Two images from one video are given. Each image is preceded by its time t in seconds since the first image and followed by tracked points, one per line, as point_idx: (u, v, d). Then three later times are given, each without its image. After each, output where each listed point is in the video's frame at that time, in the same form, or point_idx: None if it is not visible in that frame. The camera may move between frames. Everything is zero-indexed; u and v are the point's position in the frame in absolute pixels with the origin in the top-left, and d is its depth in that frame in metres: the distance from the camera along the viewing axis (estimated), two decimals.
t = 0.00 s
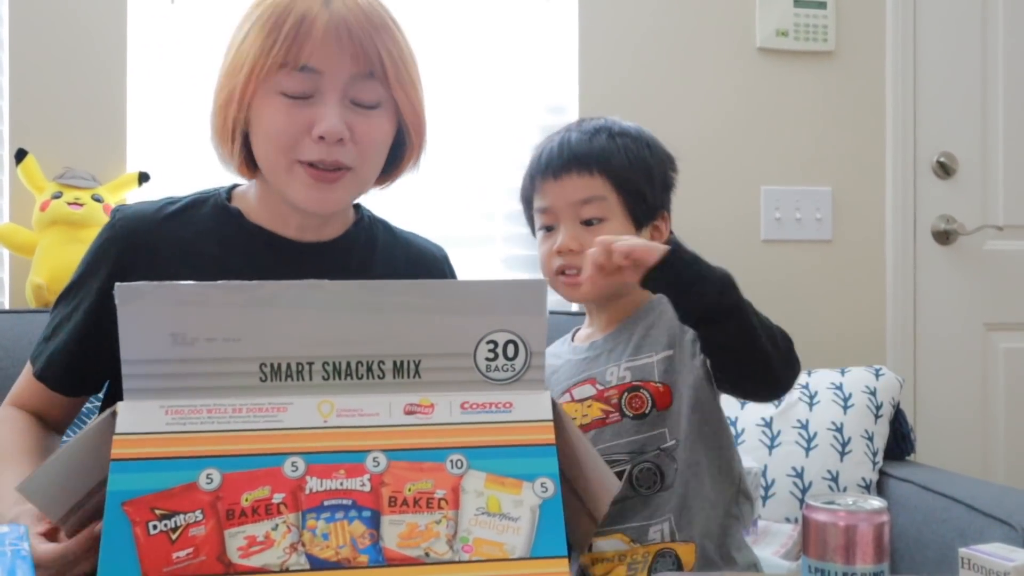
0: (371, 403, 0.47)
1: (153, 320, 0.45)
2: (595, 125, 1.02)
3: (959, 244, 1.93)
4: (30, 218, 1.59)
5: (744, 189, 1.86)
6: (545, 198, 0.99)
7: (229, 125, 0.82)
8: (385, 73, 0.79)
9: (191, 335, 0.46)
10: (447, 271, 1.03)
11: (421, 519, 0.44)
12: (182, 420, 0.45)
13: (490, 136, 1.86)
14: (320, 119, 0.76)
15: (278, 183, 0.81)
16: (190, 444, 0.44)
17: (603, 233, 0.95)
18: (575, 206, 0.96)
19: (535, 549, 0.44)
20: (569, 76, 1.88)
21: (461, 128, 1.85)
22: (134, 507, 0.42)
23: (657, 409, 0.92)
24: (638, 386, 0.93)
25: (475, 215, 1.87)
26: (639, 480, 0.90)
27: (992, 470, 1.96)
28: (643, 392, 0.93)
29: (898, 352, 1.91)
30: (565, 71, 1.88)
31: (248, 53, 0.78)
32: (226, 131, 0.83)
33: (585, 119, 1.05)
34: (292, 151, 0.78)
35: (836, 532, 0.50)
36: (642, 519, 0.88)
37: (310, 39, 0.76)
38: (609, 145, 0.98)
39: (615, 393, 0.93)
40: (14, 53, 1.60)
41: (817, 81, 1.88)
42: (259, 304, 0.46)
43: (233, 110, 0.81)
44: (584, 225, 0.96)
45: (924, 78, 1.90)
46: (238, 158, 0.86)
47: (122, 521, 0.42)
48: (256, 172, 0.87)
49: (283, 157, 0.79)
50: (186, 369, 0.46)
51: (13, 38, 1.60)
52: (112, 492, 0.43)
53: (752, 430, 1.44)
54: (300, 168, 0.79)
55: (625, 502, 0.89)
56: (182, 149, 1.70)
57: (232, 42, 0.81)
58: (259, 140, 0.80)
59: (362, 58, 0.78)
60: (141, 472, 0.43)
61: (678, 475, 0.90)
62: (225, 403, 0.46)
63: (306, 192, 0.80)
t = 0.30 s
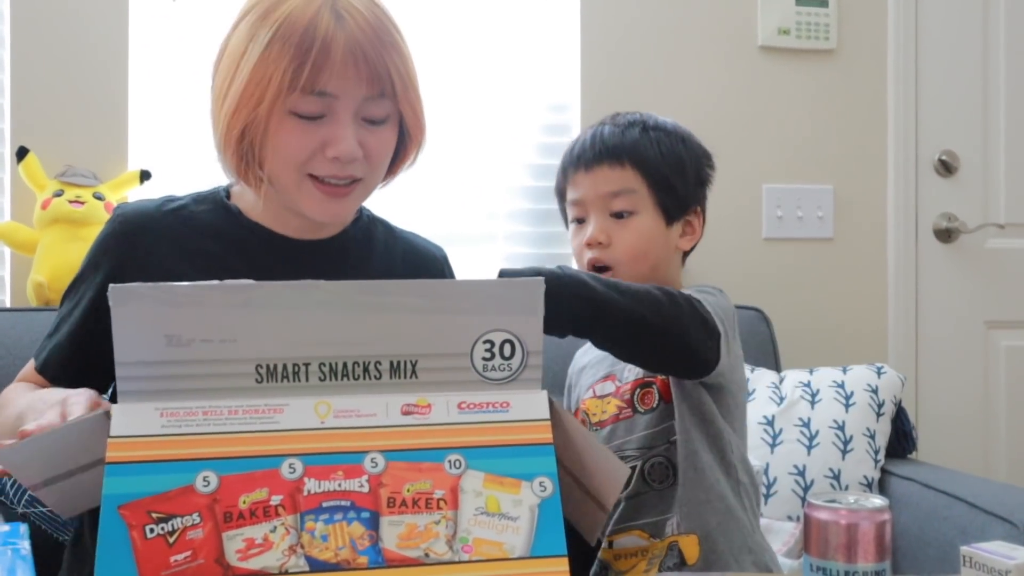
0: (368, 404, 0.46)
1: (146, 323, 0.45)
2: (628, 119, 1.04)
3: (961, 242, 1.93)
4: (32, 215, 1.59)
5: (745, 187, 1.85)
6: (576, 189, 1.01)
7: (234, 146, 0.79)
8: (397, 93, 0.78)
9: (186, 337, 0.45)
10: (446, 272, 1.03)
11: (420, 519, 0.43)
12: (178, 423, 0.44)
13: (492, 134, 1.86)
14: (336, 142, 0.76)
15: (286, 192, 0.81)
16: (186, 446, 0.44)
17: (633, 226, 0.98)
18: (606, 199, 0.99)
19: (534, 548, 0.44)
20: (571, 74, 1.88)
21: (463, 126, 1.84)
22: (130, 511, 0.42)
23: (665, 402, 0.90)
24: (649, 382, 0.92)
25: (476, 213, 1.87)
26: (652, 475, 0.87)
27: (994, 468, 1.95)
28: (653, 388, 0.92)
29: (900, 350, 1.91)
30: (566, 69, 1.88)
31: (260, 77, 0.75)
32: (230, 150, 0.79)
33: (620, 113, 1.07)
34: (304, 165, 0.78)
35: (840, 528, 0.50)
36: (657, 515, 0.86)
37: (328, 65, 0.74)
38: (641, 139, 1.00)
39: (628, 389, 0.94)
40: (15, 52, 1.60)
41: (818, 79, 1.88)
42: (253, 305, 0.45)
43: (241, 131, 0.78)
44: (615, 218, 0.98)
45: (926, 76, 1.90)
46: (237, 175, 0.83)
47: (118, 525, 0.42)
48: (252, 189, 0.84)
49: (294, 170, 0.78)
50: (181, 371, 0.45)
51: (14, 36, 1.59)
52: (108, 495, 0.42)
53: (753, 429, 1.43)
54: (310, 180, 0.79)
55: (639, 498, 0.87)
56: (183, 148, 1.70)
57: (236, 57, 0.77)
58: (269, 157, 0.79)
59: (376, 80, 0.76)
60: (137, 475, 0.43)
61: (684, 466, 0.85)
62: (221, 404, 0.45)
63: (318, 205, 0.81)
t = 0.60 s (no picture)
0: (370, 405, 0.46)
1: (149, 323, 0.45)
2: (662, 114, 1.00)
3: (961, 240, 1.93)
4: (31, 213, 1.59)
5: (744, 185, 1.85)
6: (607, 186, 0.97)
7: (228, 149, 0.79)
8: (390, 95, 0.79)
9: (189, 337, 0.45)
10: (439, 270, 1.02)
11: (422, 521, 0.43)
12: (180, 423, 0.44)
13: (490, 132, 1.86)
14: (330, 145, 0.76)
15: (279, 193, 0.81)
16: (189, 446, 0.44)
17: (662, 221, 0.94)
18: (635, 194, 0.95)
19: (535, 549, 0.44)
20: (570, 72, 1.88)
21: (461, 124, 1.84)
22: (133, 511, 0.42)
23: (684, 407, 0.89)
24: (673, 385, 0.91)
25: (475, 211, 1.87)
26: (663, 479, 0.88)
27: (993, 466, 1.95)
28: (676, 390, 0.90)
29: (899, 348, 1.91)
30: (565, 67, 1.88)
31: (254, 81, 0.75)
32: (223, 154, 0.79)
33: (656, 108, 1.03)
34: (298, 168, 0.78)
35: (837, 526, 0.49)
36: (663, 518, 0.87)
37: (321, 69, 0.75)
38: (671, 133, 0.95)
39: (654, 389, 0.93)
40: (13, 49, 1.59)
41: (817, 78, 1.88)
42: (256, 305, 0.46)
43: (234, 135, 0.77)
44: (645, 213, 0.95)
45: (924, 74, 1.90)
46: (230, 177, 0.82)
47: (121, 525, 0.42)
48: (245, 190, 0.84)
49: (289, 172, 0.79)
50: (179, 373, 0.46)
51: (12, 34, 1.59)
52: (112, 495, 0.42)
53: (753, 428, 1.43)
54: (304, 182, 0.79)
55: (648, 500, 0.88)
56: (181, 146, 1.70)
57: (228, 60, 0.76)
58: (262, 159, 0.79)
59: (366, 82, 0.77)
60: (140, 475, 0.43)
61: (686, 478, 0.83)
62: (224, 405, 0.45)
63: (311, 206, 0.81)
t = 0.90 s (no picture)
0: (372, 405, 0.46)
1: (152, 323, 0.45)
2: (706, 111, 0.96)
3: (962, 240, 1.93)
4: (32, 213, 1.59)
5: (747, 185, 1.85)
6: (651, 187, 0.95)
7: (218, 147, 0.79)
8: (379, 93, 0.79)
9: (190, 338, 0.46)
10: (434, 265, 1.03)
11: (424, 522, 0.43)
12: (181, 424, 0.45)
13: (492, 132, 1.86)
14: (321, 143, 0.77)
15: (271, 190, 0.82)
16: (191, 448, 0.44)
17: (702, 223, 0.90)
18: (675, 195, 0.92)
19: (536, 551, 0.44)
20: (572, 72, 1.88)
21: (463, 124, 1.84)
22: (134, 512, 0.42)
23: (728, 412, 0.86)
24: (718, 389, 0.88)
25: (477, 211, 1.87)
26: (698, 484, 0.86)
27: (995, 465, 1.95)
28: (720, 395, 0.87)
29: (900, 348, 1.91)
30: (566, 66, 1.87)
31: (243, 81, 0.75)
32: (213, 152, 0.79)
33: (702, 105, 0.99)
34: (289, 166, 0.79)
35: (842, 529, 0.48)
36: (693, 525, 0.86)
37: (310, 68, 0.75)
38: (713, 130, 0.92)
39: (698, 392, 0.89)
40: (14, 49, 1.59)
41: (818, 78, 1.88)
42: (259, 308, 0.46)
43: (224, 134, 0.77)
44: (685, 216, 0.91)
45: (926, 74, 1.90)
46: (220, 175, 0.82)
47: (121, 527, 0.42)
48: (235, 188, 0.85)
49: (280, 170, 0.79)
50: (180, 372, 0.46)
51: (14, 34, 1.59)
52: (113, 497, 0.42)
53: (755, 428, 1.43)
54: (295, 179, 0.80)
55: (680, 503, 0.87)
56: (183, 146, 1.70)
57: (217, 59, 0.76)
58: (252, 157, 0.79)
59: (357, 81, 0.78)
60: (141, 477, 0.43)
61: (737, 489, 0.83)
62: (225, 406, 0.45)
63: (302, 203, 0.82)
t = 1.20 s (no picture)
0: (369, 406, 0.46)
1: (145, 325, 0.44)
2: (739, 107, 0.97)
3: (964, 240, 1.93)
4: (35, 212, 1.59)
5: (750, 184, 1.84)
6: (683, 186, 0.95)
7: (216, 147, 0.79)
8: (378, 94, 0.79)
9: (184, 341, 0.44)
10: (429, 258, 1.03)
11: (422, 522, 0.43)
12: (176, 427, 0.44)
13: (495, 132, 1.86)
14: (319, 143, 0.77)
15: (269, 191, 0.82)
16: (187, 450, 0.43)
17: (737, 223, 0.90)
18: (707, 194, 0.92)
19: (535, 549, 0.44)
20: (574, 72, 1.88)
21: (465, 124, 1.84)
22: (130, 517, 0.42)
23: (780, 428, 0.88)
24: (767, 403, 0.89)
25: (479, 211, 1.87)
26: (746, 499, 0.88)
27: (997, 465, 1.95)
28: (771, 410, 0.88)
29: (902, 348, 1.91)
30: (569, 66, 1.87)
31: (241, 80, 0.75)
32: (211, 152, 0.79)
33: (734, 100, 1.00)
34: (287, 165, 0.79)
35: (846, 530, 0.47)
36: (743, 536, 0.88)
37: (308, 68, 0.75)
38: (747, 128, 0.93)
39: (744, 403, 0.90)
40: (18, 48, 1.59)
41: (820, 77, 1.88)
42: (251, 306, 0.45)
43: (222, 133, 0.78)
44: (719, 216, 0.91)
45: (928, 74, 1.90)
46: (219, 175, 0.83)
47: (118, 532, 0.41)
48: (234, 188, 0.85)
49: (278, 170, 0.79)
50: (174, 375, 0.45)
51: (18, 33, 1.59)
52: (108, 501, 0.42)
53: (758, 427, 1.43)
54: (293, 179, 0.80)
55: (727, 516, 0.89)
56: (186, 145, 1.71)
57: (215, 59, 0.77)
58: (249, 157, 0.79)
59: (355, 81, 0.78)
60: (134, 481, 0.42)
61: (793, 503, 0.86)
62: (221, 408, 0.45)
63: (299, 203, 0.81)
